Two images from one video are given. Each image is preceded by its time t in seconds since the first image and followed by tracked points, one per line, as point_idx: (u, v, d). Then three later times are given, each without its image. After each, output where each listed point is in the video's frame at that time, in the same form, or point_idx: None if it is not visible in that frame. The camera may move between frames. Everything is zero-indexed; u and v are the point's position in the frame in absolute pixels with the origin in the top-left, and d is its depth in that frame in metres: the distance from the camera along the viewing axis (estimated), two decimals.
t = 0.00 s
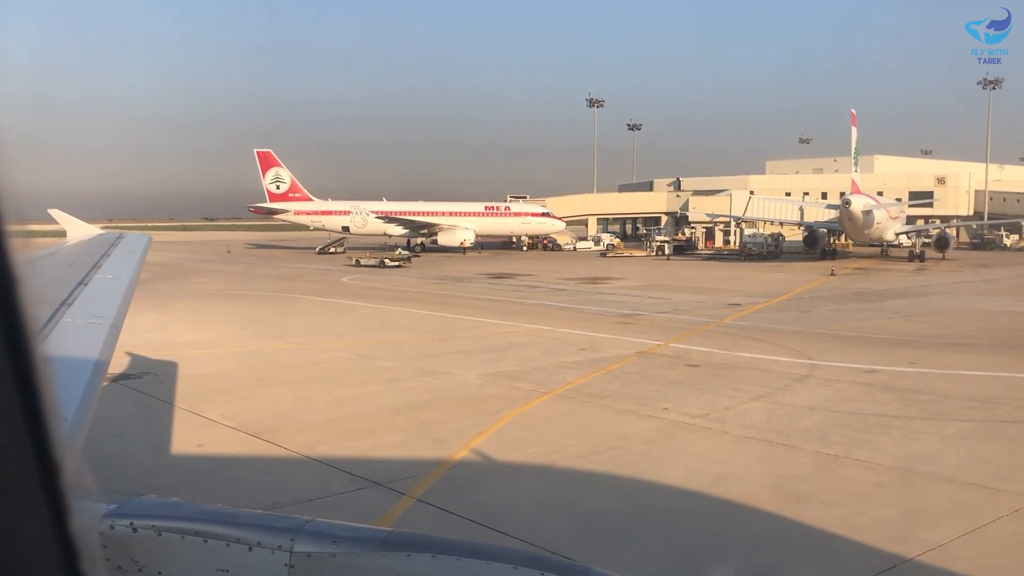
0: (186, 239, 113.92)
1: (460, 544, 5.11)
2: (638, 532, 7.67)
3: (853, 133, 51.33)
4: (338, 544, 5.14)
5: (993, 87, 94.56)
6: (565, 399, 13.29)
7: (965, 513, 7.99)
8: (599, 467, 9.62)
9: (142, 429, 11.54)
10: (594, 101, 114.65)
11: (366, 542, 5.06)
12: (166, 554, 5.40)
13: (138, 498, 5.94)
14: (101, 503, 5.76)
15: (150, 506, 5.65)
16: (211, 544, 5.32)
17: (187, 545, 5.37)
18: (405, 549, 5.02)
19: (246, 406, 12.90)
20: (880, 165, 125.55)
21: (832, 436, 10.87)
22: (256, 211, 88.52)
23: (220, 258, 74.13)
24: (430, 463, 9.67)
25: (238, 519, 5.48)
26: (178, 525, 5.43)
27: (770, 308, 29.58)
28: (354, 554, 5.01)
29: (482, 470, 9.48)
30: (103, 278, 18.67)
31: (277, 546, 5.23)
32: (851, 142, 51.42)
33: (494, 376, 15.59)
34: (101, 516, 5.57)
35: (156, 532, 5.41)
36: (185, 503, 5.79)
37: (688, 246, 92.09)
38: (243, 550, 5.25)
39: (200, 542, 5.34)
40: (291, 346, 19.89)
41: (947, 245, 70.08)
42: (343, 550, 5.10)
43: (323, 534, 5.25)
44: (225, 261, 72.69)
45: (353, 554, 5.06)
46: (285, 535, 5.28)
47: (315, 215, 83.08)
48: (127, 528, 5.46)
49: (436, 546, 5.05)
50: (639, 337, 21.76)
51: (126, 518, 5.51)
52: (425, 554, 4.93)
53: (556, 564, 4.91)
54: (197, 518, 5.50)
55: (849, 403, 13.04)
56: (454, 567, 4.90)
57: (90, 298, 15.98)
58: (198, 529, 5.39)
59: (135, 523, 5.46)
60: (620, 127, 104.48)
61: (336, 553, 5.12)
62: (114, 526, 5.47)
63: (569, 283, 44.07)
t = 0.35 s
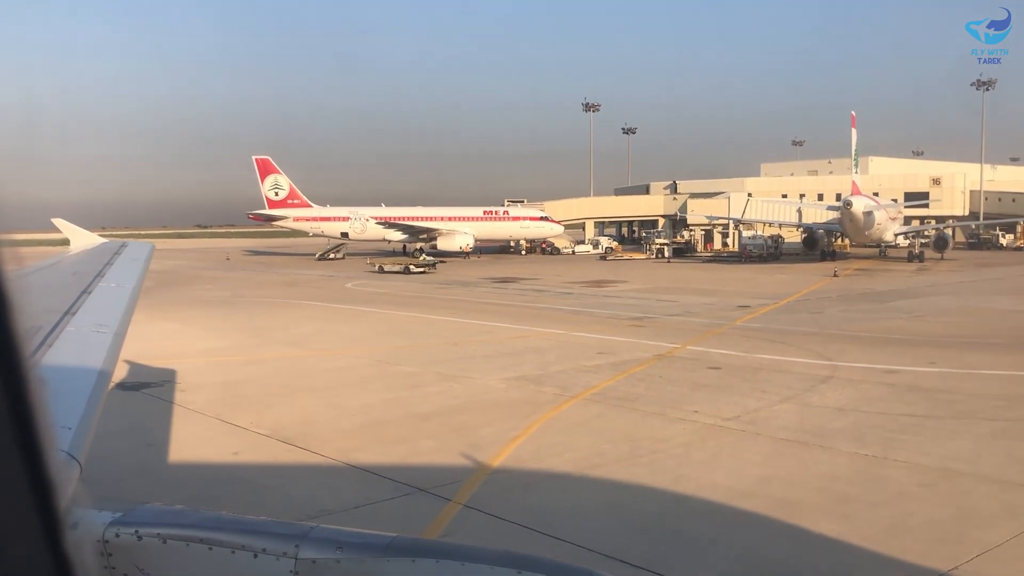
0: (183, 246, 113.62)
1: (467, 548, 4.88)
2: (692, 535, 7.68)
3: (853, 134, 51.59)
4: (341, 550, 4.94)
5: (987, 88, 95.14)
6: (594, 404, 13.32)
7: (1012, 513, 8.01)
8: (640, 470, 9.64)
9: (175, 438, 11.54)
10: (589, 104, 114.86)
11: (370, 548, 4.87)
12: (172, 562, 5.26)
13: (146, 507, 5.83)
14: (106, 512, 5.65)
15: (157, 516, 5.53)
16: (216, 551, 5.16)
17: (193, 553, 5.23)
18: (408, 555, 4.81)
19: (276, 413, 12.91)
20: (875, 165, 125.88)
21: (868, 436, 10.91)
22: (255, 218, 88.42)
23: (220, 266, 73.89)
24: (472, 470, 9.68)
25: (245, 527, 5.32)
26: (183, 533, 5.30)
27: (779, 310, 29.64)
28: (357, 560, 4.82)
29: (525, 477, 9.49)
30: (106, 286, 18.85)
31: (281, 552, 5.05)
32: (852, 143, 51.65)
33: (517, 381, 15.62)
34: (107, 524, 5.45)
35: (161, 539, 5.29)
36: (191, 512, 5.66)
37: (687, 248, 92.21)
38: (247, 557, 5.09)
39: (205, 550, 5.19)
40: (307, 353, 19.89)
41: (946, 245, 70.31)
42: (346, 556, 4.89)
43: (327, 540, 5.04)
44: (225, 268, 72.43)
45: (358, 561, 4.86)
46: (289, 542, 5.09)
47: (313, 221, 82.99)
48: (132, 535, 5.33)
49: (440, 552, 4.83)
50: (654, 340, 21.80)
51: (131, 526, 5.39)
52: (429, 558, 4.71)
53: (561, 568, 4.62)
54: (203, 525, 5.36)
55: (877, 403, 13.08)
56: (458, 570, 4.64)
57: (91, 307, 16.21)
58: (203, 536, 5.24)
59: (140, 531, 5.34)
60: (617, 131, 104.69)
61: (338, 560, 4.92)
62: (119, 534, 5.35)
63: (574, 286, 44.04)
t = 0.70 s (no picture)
0: (180, 254, 112.98)
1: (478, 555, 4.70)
2: (746, 540, 7.59)
3: (855, 138, 51.69)
4: (348, 557, 4.83)
5: (983, 90, 95.57)
6: (623, 409, 13.25)
7: None
8: (683, 474, 9.58)
9: (206, 447, 11.42)
10: (587, 110, 114.91)
11: (377, 555, 4.73)
12: (178, 570, 5.12)
13: (152, 513, 5.68)
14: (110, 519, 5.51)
15: (163, 522, 5.38)
16: (221, 559, 5.04)
17: (198, 561, 5.08)
18: (417, 563, 4.69)
19: (304, 421, 12.80)
20: (872, 169, 126.24)
21: (905, 439, 10.86)
22: (253, 226, 88.16)
23: (219, 274, 73.54)
24: (513, 478, 9.60)
25: (251, 533, 5.18)
26: (188, 541, 5.16)
27: (788, 314, 29.61)
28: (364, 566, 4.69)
29: (568, 483, 9.42)
30: (113, 293, 18.83)
31: (286, 560, 4.92)
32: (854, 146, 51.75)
33: (540, 386, 15.54)
34: (111, 532, 5.30)
35: (167, 548, 5.14)
36: (198, 519, 5.50)
37: (687, 253, 92.26)
38: (253, 565, 4.96)
39: (211, 558, 5.04)
40: (325, 360, 19.77)
41: (946, 248, 70.51)
42: (353, 563, 4.77)
43: (333, 547, 4.92)
44: (223, 276, 72.10)
45: (364, 568, 4.73)
46: (295, 549, 4.97)
47: (312, 228, 82.74)
48: (138, 543, 5.18)
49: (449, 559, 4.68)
50: (669, 344, 21.74)
51: (137, 534, 5.24)
52: (437, 565, 4.59)
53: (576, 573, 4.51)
54: (209, 532, 5.22)
55: (906, 405, 13.05)
56: None
57: (97, 315, 16.21)
58: (209, 543, 5.09)
59: (146, 539, 5.19)
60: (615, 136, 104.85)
61: (345, 567, 4.80)
62: (125, 541, 5.20)
63: (579, 292, 44.03)
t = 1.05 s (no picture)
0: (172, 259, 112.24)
1: (488, 558, 4.65)
2: (793, 544, 7.52)
3: (853, 142, 51.91)
4: (353, 562, 4.75)
5: (976, 96, 96.30)
6: (647, 414, 13.21)
7: None
8: (720, 479, 9.53)
9: (233, 451, 11.34)
10: (581, 114, 115.01)
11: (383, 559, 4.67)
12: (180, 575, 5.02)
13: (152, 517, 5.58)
14: (108, 524, 5.39)
15: (164, 526, 5.28)
16: (222, 564, 4.96)
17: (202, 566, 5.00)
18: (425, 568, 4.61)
19: (328, 426, 12.73)
20: (865, 174, 126.84)
21: (936, 444, 10.86)
22: (248, 230, 87.74)
23: (214, 279, 73.10)
24: (548, 484, 9.53)
25: (255, 538, 5.09)
26: (191, 545, 5.06)
27: (793, 318, 29.63)
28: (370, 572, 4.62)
29: (604, 488, 9.36)
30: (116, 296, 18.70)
31: (290, 565, 4.84)
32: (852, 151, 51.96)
33: (558, 392, 15.48)
34: (110, 536, 5.18)
35: (168, 552, 5.04)
36: (200, 523, 5.40)
37: (683, 258, 92.39)
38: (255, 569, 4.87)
39: (213, 562, 4.96)
40: (337, 364, 19.69)
41: (942, 252, 70.85)
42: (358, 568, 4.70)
43: (338, 552, 4.84)
44: (219, 281, 71.69)
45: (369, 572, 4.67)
46: (299, 553, 4.89)
47: (307, 233, 82.42)
48: (139, 548, 5.07)
49: (455, 564, 4.63)
50: (679, 349, 21.71)
51: (138, 538, 5.12)
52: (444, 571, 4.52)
53: None
54: (211, 536, 5.13)
55: (929, 409, 13.06)
56: None
57: (99, 320, 16.01)
58: (211, 547, 5.00)
59: (147, 543, 5.08)
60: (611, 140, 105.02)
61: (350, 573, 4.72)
62: (126, 546, 5.08)
63: (580, 296, 43.98)
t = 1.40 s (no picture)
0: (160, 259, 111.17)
1: (481, 560, 4.80)
2: (832, 545, 7.50)
3: (846, 147, 52.23)
4: (347, 562, 4.87)
5: (964, 102, 97.15)
6: (664, 417, 13.23)
7: None
8: (749, 480, 9.56)
9: (253, 453, 11.22)
10: (572, 117, 114.90)
11: (375, 561, 4.80)
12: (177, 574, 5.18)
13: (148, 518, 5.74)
14: (106, 524, 5.55)
15: (161, 527, 5.43)
16: (220, 564, 5.10)
17: (198, 565, 5.14)
18: (415, 568, 4.75)
19: (346, 427, 12.63)
20: (853, 179, 127.60)
21: (956, 445, 10.92)
22: (238, 230, 87.15)
23: (204, 279, 72.47)
24: (576, 487, 9.53)
25: (250, 539, 5.23)
26: (187, 545, 5.21)
27: (793, 321, 29.71)
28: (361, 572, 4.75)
29: (634, 490, 9.35)
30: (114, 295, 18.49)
31: (286, 565, 4.99)
32: (845, 156, 52.33)
33: (570, 393, 15.49)
34: (108, 536, 5.34)
35: (166, 551, 5.19)
36: (196, 523, 5.55)
37: (675, 260, 92.54)
38: (252, 569, 5.01)
39: (210, 562, 5.11)
40: (344, 365, 19.57)
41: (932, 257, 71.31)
42: (352, 569, 4.82)
43: (331, 552, 4.97)
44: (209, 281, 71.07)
45: (365, 572, 4.80)
46: (294, 554, 5.03)
47: (298, 233, 81.95)
48: (136, 547, 5.22)
49: (451, 564, 4.76)
50: (684, 351, 21.73)
51: (135, 538, 5.27)
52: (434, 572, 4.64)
53: None
54: (206, 536, 5.28)
55: (943, 412, 13.14)
56: None
57: (98, 320, 15.78)
58: (208, 548, 5.16)
59: (144, 543, 5.23)
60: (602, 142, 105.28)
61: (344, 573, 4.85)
62: (123, 545, 5.24)
63: (577, 298, 43.98)
